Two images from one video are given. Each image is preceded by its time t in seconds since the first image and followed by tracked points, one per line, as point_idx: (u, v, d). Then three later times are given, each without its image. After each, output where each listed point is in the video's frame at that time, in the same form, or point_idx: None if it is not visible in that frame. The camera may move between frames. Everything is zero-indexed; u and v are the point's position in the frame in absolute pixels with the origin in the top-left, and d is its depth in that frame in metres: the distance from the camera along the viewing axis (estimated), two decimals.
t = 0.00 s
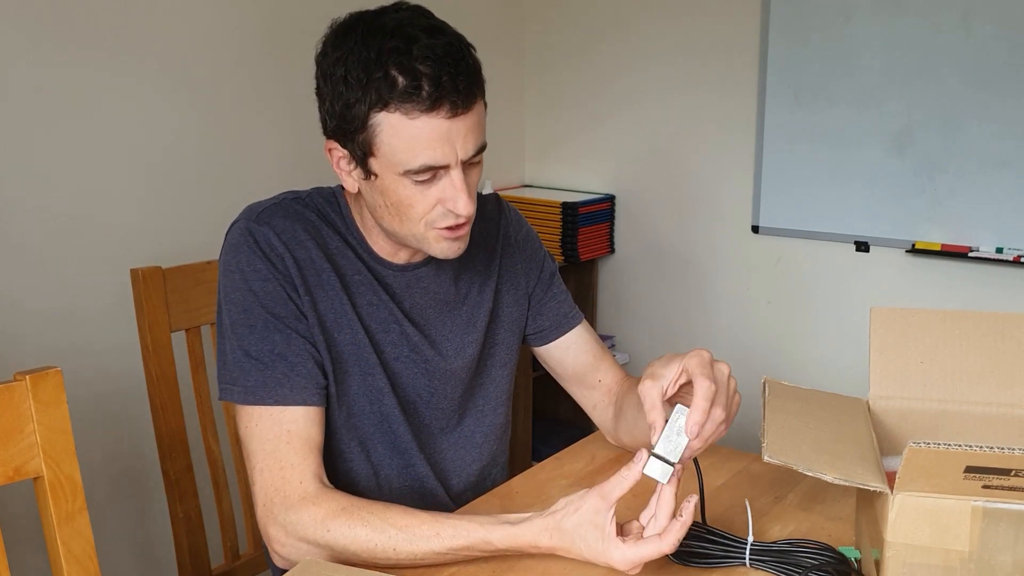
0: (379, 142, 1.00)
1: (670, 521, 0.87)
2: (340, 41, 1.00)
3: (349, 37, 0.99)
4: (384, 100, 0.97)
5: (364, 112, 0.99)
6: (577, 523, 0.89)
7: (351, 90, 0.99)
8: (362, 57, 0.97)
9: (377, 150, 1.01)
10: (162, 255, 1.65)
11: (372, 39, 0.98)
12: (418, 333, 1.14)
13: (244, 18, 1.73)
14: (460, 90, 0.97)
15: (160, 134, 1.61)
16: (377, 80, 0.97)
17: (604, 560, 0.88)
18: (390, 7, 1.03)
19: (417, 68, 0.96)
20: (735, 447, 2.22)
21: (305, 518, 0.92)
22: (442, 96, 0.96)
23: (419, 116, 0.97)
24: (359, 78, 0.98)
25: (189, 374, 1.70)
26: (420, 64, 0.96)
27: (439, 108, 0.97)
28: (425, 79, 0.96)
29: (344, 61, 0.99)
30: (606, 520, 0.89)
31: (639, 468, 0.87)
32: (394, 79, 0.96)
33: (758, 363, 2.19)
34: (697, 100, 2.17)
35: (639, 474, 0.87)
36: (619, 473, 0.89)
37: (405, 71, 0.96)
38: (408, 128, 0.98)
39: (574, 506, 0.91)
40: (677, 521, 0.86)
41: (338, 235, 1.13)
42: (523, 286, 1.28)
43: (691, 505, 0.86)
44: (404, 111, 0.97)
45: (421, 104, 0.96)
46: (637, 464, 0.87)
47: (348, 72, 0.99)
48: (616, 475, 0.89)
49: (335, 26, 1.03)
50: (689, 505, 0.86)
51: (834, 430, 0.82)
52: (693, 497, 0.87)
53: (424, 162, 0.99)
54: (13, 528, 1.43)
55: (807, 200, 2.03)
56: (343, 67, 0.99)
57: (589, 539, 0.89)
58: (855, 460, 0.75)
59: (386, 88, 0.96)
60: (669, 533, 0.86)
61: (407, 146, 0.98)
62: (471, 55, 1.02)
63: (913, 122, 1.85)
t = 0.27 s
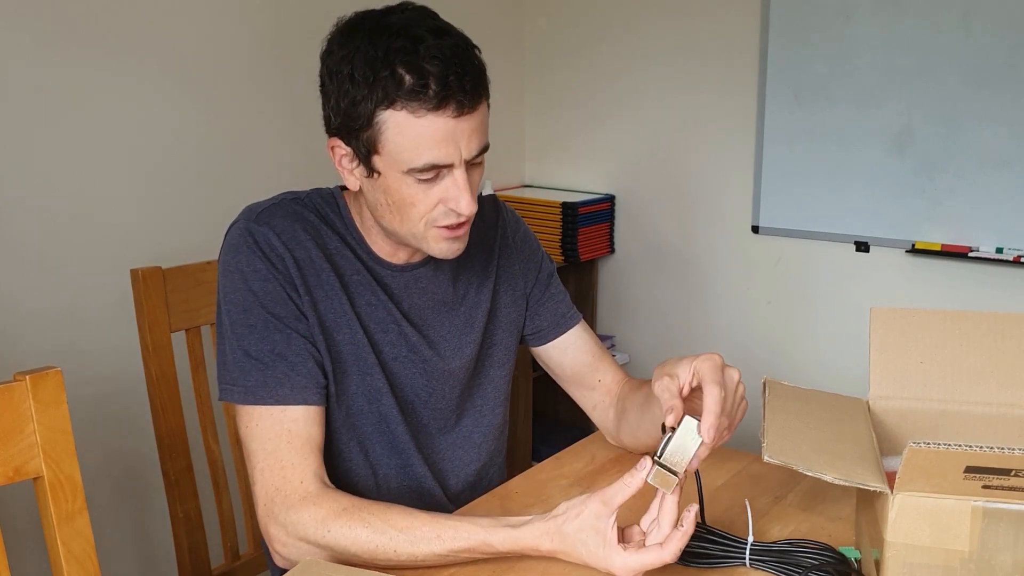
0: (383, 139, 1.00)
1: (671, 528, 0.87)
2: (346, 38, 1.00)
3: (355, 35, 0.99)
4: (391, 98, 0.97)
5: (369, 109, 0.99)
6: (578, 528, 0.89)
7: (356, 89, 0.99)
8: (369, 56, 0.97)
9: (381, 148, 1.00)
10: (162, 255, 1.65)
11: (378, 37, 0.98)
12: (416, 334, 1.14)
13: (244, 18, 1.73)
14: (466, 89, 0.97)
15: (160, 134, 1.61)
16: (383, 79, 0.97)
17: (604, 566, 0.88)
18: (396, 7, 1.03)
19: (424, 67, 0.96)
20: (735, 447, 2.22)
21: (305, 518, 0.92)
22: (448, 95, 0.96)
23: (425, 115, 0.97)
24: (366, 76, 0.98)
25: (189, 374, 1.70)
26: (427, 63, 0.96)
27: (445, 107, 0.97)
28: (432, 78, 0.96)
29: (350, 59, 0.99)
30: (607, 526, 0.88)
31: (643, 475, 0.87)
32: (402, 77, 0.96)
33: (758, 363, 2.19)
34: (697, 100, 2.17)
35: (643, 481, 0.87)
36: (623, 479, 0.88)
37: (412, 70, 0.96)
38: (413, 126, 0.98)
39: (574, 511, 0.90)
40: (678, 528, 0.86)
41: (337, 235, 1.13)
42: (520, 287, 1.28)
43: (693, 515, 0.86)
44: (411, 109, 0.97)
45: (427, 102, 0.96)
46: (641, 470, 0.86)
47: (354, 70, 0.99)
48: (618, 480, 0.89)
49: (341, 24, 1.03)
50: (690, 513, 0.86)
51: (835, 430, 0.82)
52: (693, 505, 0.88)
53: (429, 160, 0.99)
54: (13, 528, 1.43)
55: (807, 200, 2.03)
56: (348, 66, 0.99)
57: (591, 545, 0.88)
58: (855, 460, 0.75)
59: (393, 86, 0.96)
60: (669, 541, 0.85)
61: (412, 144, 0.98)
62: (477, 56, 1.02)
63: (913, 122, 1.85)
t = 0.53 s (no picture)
0: (400, 129, 1.00)
1: (620, 531, 0.82)
2: (363, 29, 1.00)
3: (372, 26, 1.00)
4: (410, 87, 0.97)
5: (387, 99, 0.99)
6: (529, 526, 0.86)
7: (373, 78, 0.99)
8: (388, 45, 0.98)
9: (397, 138, 1.01)
10: (162, 255, 1.65)
11: (397, 28, 0.98)
12: (417, 334, 1.13)
13: (244, 18, 1.73)
14: (485, 80, 0.99)
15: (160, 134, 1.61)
16: (402, 68, 0.97)
17: (555, 566, 0.85)
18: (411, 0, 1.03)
19: (444, 57, 0.97)
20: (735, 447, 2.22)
21: (283, 518, 0.92)
22: (468, 85, 0.97)
23: (444, 104, 0.97)
24: (384, 66, 0.98)
25: (189, 374, 1.70)
26: (447, 53, 0.97)
27: (464, 97, 0.98)
28: (451, 68, 0.97)
29: (367, 49, 0.99)
30: (556, 527, 0.84)
31: (594, 476, 0.80)
32: (421, 67, 0.97)
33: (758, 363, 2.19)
34: (697, 100, 2.17)
35: (592, 484, 0.81)
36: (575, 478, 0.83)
37: (432, 60, 0.97)
38: (431, 116, 0.98)
39: (527, 508, 0.87)
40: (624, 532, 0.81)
41: (337, 236, 1.12)
42: (524, 288, 1.29)
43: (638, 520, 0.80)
44: (430, 98, 0.97)
45: (447, 91, 0.97)
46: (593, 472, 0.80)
47: (372, 60, 0.99)
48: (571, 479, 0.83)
49: (356, 16, 1.03)
50: (637, 518, 0.81)
51: (835, 430, 0.82)
52: (643, 509, 0.82)
53: (446, 150, 1.00)
54: (13, 528, 1.43)
55: (807, 201, 2.03)
56: (366, 55, 0.99)
57: (541, 544, 0.85)
58: (855, 460, 0.75)
59: (412, 75, 0.97)
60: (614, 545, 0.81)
61: (428, 133, 0.99)
62: (493, 51, 1.03)
63: (913, 122, 1.85)
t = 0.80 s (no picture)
0: (426, 120, 1.01)
1: (586, 542, 0.84)
2: (393, 20, 1.02)
3: (403, 19, 1.01)
4: (441, 78, 0.99)
5: (415, 90, 1.00)
6: (496, 535, 0.86)
7: (402, 70, 1.00)
8: (419, 37, 0.99)
9: (423, 129, 1.01)
10: (162, 254, 1.65)
11: (429, 21, 1.00)
12: (418, 335, 1.13)
13: (244, 18, 1.73)
14: (513, 75, 1.01)
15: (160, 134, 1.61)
16: (433, 60, 0.99)
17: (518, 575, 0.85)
18: None
19: (477, 51, 0.99)
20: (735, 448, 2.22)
21: (247, 514, 0.92)
22: (497, 79, 0.99)
23: (473, 96, 0.99)
24: (415, 57, 0.99)
25: (189, 374, 1.70)
26: (480, 46, 0.99)
27: (493, 90, 0.99)
28: (482, 61, 0.98)
29: (397, 40, 1.00)
30: (523, 537, 0.85)
31: (561, 490, 0.81)
32: (452, 59, 0.99)
33: (758, 364, 2.19)
34: (697, 100, 2.17)
35: (562, 495, 0.81)
36: (545, 489, 0.83)
37: (463, 53, 0.98)
38: (460, 109, 0.99)
39: (494, 516, 0.87)
40: (587, 544, 0.83)
41: (339, 237, 1.12)
42: (528, 290, 1.29)
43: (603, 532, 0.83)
44: (459, 90, 0.99)
45: (477, 84, 0.99)
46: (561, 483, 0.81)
47: (401, 51, 1.00)
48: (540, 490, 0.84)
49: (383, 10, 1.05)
50: (601, 531, 0.83)
51: (835, 431, 0.82)
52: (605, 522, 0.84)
53: (471, 143, 1.01)
54: (13, 528, 1.43)
55: (807, 201, 2.03)
56: (395, 46, 1.00)
57: (508, 553, 0.85)
58: (855, 460, 0.75)
59: (444, 66, 0.98)
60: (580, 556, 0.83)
61: (456, 125, 1.00)
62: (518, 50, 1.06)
63: (913, 123, 1.85)
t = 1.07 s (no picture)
0: (441, 106, 1.01)
1: (602, 558, 0.85)
2: (411, 10, 1.03)
3: (421, 8, 1.02)
4: (458, 64, 0.99)
5: (431, 76, 1.00)
6: (509, 547, 0.86)
7: (418, 57, 1.01)
8: (436, 25, 1.00)
9: (438, 115, 1.02)
10: (162, 254, 1.65)
11: (447, 10, 1.01)
12: (424, 330, 1.13)
13: (244, 18, 1.73)
14: (528, 64, 1.02)
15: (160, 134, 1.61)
16: (450, 46, 0.99)
17: None
18: None
19: (493, 38, 1.00)
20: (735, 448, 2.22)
21: (252, 510, 0.92)
22: (512, 67, 1.00)
23: (488, 83, 1.00)
24: (432, 44, 1.00)
25: (189, 374, 1.70)
26: (496, 34, 1.00)
27: (509, 78, 1.00)
28: (499, 49, 1.00)
29: (415, 28, 1.01)
30: (538, 553, 0.85)
31: (577, 505, 0.82)
32: (469, 46, 0.99)
33: (758, 364, 2.19)
34: (697, 100, 2.17)
35: (577, 511, 0.82)
36: (558, 504, 0.84)
37: (480, 40, 0.99)
38: (475, 94, 1.00)
39: (508, 530, 0.87)
40: (604, 562, 0.84)
41: (346, 232, 1.12)
42: (529, 288, 1.30)
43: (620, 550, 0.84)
44: (475, 76, 1.00)
45: (492, 71, 0.99)
46: (577, 499, 0.81)
47: (418, 38, 1.01)
48: (554, 505, 0.84)
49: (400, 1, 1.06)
50: (617, 549, 0.84)
51: (835, 431, 0.82)
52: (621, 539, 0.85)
53: (485, 129, 1.01)
54: (13, 528, 1.43)
55: (807, 201, 2.03)
56: (412, 34, 1.02)
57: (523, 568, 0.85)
58: (855, 460, 0.75)
59: (461, 52, 0.99)
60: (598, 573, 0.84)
61: (470, 111, 1.01)
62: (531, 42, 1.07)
63: (913, 123, 1.85)
